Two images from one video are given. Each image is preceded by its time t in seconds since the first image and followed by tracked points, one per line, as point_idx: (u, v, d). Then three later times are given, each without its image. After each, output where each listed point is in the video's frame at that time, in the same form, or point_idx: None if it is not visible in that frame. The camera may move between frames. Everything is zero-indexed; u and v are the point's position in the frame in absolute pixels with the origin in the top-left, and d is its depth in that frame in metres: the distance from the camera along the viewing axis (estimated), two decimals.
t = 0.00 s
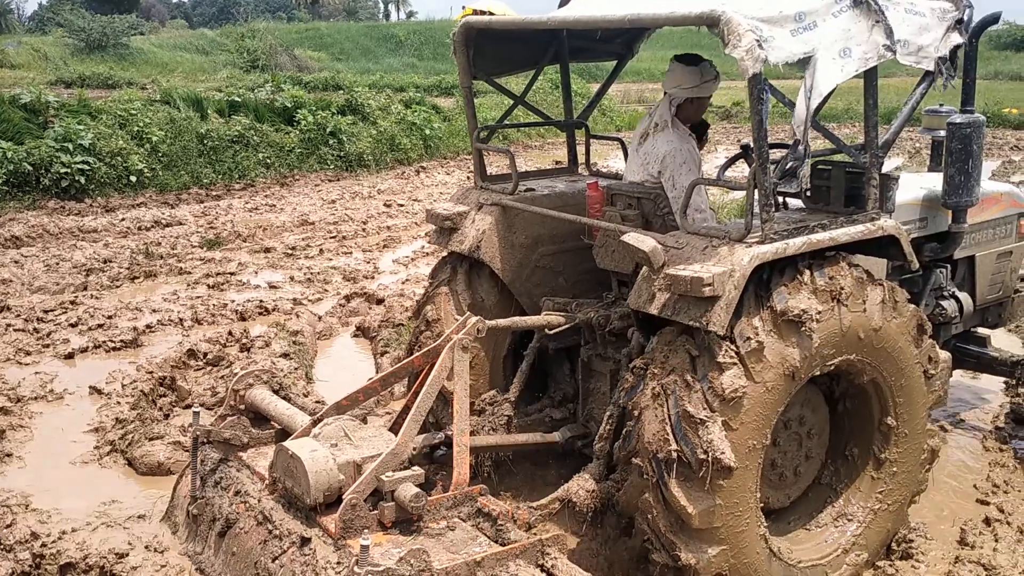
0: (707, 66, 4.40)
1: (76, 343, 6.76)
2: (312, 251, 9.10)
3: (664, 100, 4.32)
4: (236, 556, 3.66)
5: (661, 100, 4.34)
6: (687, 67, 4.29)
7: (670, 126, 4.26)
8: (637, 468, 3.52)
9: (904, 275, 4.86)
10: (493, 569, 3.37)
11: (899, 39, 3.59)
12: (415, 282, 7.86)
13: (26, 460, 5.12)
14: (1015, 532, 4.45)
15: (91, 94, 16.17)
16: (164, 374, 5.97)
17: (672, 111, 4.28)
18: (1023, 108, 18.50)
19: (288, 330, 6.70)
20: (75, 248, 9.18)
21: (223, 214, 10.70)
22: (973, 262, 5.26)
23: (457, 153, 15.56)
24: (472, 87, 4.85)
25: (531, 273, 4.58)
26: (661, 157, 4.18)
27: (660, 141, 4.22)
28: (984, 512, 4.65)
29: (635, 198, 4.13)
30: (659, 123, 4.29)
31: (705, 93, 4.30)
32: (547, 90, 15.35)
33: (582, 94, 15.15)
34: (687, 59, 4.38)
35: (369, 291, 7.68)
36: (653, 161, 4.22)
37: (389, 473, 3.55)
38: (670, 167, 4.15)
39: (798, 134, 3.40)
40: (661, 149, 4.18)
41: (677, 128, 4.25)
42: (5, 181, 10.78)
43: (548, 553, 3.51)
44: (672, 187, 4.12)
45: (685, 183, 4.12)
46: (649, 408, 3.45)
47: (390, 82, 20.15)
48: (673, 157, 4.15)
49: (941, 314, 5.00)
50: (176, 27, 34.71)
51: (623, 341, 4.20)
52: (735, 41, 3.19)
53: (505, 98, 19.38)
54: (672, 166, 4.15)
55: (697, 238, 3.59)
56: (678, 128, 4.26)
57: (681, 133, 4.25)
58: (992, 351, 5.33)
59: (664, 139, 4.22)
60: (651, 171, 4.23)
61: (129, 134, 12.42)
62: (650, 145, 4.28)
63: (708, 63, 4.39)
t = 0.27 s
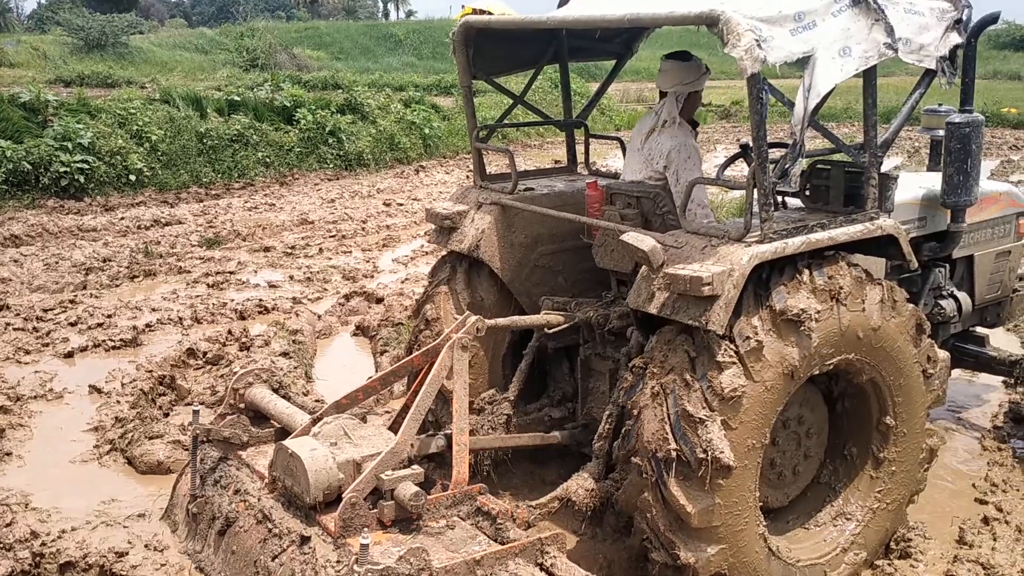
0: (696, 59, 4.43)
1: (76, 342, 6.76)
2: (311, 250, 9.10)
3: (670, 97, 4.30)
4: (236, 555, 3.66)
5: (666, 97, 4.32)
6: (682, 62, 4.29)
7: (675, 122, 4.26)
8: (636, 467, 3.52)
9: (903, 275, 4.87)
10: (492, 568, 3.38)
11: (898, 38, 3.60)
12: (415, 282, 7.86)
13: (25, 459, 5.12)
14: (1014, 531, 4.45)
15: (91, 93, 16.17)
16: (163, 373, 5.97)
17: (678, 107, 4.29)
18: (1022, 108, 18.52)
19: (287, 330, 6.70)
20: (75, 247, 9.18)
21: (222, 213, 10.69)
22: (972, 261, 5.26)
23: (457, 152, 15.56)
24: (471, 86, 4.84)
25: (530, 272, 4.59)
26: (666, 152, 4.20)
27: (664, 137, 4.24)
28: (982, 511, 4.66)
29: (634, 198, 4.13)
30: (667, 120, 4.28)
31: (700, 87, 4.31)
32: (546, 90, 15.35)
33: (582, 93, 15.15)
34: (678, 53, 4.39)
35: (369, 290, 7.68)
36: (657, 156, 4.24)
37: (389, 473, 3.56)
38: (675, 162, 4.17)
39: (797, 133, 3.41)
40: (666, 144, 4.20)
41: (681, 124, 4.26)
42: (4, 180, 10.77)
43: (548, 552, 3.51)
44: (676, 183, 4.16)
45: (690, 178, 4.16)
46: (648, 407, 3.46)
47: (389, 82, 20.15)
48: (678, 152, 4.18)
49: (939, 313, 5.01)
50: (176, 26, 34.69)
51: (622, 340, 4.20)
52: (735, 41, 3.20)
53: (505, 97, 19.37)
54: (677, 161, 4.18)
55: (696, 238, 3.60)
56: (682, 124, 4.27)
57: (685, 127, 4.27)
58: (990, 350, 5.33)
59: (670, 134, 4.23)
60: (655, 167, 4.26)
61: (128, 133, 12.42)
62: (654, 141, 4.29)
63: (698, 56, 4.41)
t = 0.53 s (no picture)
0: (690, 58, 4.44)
1: (73, 341, 6.76)
2: (309, 249, 9.09)
3: (666, 94, 4.29)
4: (234, 554, 3.66)
5: (661, 95, 4.31)
6: (675, 60, 4.31)
7: (672, 119, 4.26)
8: (634, 466, 3.52)
9: (901, 275, 4.87)
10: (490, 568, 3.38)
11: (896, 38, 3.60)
12: (413, 281, 7.85)
13: (23, 458, 5.12)
14: (1011, 530, 4.45)
15: (89, 92, 16.15)
16: (161, 372, 5.97)
17: (675, 104, 4.28)
18: (1020, 107, 18.53)
19: (285, 328, 6.69)
20: (73, 245, 9.17)
21: (220, 211, 10.68)
22: (970, 261, 5.26)
23: (455, 151, 15.55)
24: (470, 85, 4.84)
25: (528, 271, 4.59)
26: (665, 149, 4.20)
27: (662, 134, 4.24)
28: (979, 510, 4.66)
29: (633, 197, 4.14)
30: (663, 117, 4.27)
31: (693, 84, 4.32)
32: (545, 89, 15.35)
33: (580, 93, 15.15)
34: (671, 52, 4.41)
35: (367, 289, 7.67)
36: (656, 154, 4.25)
37: (387, 472, 3.55)
38: (673, 158, 4.18)
39: (795, 133, 3.41)
40: (664, 140, 4.21)
41: (679, 120, 4.26)
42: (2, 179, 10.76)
43: (545, 551, 3.52)
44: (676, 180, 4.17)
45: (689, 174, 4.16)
46: (646, 407, 3.46)
47: (387, 80, 20.13)
48: (676, 149, 4.18)
49: (937, 313, 5.01)
50: (175, 25, 34.65)
51: (620, 340, 4.20)
52: (733, 40, 3.20)
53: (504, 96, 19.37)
54: (676, 157, 4.18)
55: (694, 237, 3.60)
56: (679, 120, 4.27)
57: (683, 124, 4.27)
58: (988, 350, 5.33)
59: (668, 130, 4.23)
60: (654, 164, 4.26)
61: (126, 132, 12.40)
62: (652, 138, 4.29)
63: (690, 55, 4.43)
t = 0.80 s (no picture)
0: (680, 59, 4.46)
1: (64, 341, 6.73)
2: (301, 249, 9.08)
3: (658, 96, 4.30)
4: (225, 555, 3.66)
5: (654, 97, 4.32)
6: (665, 62, 4.32)
7: (665, 121, 4.28)
8: (625, 467, 3.52)
9: (891, 276, 4.89)
10: (482, 568, 3.38)
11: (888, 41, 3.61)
12: (405, 281, 7.85)
13: (13, 458, 5.10)
14: (1000, 531, 4.47)
15: (81, 91, 16.10)
16: (152, 372, 5.96)
17: (668, 106, 4.29)
18: (1011, 110, 18.61)
19: (277, 329, 6.68)
20: (64, 245, 9.14)
21: (212, 211, 10.66)
22: (960, 263, 5.29)
23: (448, 151, 15.55)
24: (462, 86, 4.85)
25: (521, 272, 4.59)
26: (656, 150, 4.22)
27: (654, 135, 4.25)
28: (968, 511, 4.68)
29: (624, 198, 4.15)
30: (656, 118, 4.29)
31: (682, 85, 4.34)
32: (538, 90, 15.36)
33: (573, 93, 15.16)
34: (660, 54, 4.43)
35: (359, 290, 7.67)
36: (648, 155, 4.26)
37: (378, 472, 3.55)
38: (666, 159, 4.20)
39: (787, 135, 3.42)
40: (656, 142, 4.22)
41: (672, 123, 4.28)
42: None
43: (536, 551, 3.52)
44: (669, 181, 4.19)
45: (682, 175, 4.19)
46: (638, 407, 3.47)
47: (380, 80, 20.12)
48: (669, 150, 4.20)
49: (928, 314, 5.03)
50: (167, 24, 34.58)
51: (612, 341, 4.21)
52: (725, 43, 3.21)
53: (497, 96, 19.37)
54: (668, 159, 4.20)
55: (686, 238, 3.60)
56: (672, 122, 4.29)
57: (675, 125, 4.29)
58: (978, 351, 5.36)
59: (661, 132, 4.25)
60: (646, 165, 4.28)
61: (118, 131, 12.37)
62: (644, 139, 4.30)
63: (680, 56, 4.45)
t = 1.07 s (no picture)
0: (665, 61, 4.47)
1: (49, 341, 6.69)
2: (288, 249, 9.05)
3: (646, 97, 4.30)
4: (209, 555, 3.63)
5: (642, 98, 4.31)
6: (652, 63, 4.32)
7: (653, 121, 4.27)
8: (611, 467, 3.52)
9: (877, 277, 4.90)
10: (468, 569, 3.37)
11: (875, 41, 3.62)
12: (392, 281, 7.83)
13: None
14: (985, 532, 4.49)
15: (67, 90, 16.02)
16: (137, 372, 5.92)
17: (655, 107, 4.29)
18: (997, 112, 18.72)
19: (263, 329, 6.65)
20: (49, 244, 9.09)
21: (199, 211, 10.62)
22: (946, 264, 5.31)
23: (436, 151, 15.53)
24: (449, 85, 4.83)
25: (508, 272, 4.58)
26: (644, 149, 4.21)
27: (642, 134, 4.25)
28: (953, 512, 4.70)
29: (612, 198, 4.14)
30: (643, 118, 4.28)
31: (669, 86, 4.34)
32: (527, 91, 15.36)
33: (562, 94, 15.17)
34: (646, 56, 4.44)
35: (346, 290, 7.65)
36: (635, 154, 4.25)
37: (363, 473, 3.54)
38: (653, 158, 4.19)
39: (773, 135, 3.42)
40: (643, 141, 4.21)
41: (659, 123, 4.28)
42: None
43: (521, 551, 3.51)
44: (656, 181, 4.18)
45: (669, 175, 4.17)
46: (624, 406, 3.47)
47: (369, 81, 20.08)
48: (656, 149, 4.19)
49: (913, 315, 5.05)
50: (155, 24, 34.46)
51: (599, 341, 4.20)
52: (711, 43, 3.21)
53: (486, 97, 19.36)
54: (655, 158, 4.19)
55: (673, 238, 3.60)
56: (659, 122, 4.29)
57: (662, 126, 4.29)
58: (963, 352, 5.38)
59: (648, 131, 4.24)
60: (633, 164, 4.27)
61: (104, 130, 12.31)
62: (632, 139, 4.30)
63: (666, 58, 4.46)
